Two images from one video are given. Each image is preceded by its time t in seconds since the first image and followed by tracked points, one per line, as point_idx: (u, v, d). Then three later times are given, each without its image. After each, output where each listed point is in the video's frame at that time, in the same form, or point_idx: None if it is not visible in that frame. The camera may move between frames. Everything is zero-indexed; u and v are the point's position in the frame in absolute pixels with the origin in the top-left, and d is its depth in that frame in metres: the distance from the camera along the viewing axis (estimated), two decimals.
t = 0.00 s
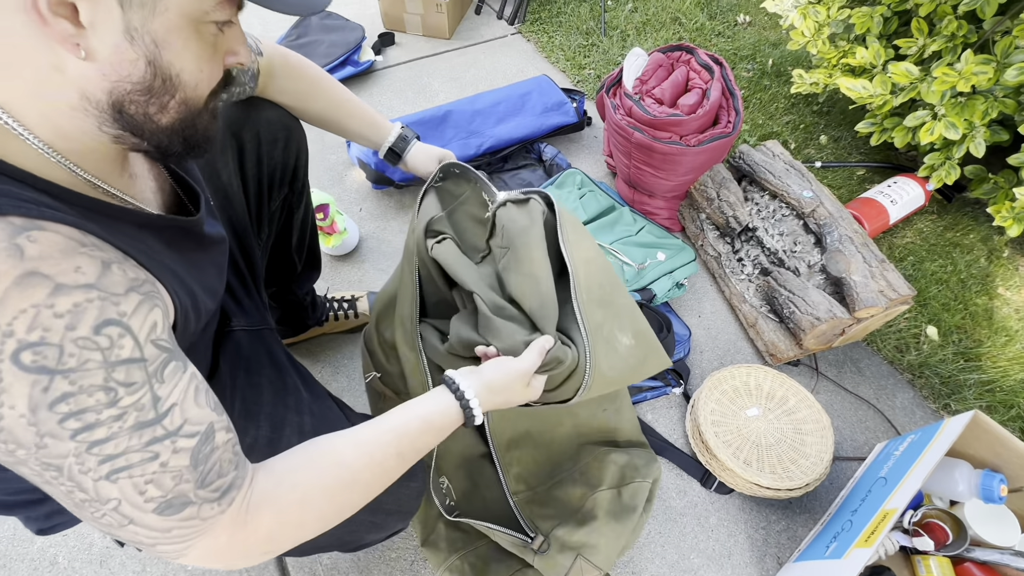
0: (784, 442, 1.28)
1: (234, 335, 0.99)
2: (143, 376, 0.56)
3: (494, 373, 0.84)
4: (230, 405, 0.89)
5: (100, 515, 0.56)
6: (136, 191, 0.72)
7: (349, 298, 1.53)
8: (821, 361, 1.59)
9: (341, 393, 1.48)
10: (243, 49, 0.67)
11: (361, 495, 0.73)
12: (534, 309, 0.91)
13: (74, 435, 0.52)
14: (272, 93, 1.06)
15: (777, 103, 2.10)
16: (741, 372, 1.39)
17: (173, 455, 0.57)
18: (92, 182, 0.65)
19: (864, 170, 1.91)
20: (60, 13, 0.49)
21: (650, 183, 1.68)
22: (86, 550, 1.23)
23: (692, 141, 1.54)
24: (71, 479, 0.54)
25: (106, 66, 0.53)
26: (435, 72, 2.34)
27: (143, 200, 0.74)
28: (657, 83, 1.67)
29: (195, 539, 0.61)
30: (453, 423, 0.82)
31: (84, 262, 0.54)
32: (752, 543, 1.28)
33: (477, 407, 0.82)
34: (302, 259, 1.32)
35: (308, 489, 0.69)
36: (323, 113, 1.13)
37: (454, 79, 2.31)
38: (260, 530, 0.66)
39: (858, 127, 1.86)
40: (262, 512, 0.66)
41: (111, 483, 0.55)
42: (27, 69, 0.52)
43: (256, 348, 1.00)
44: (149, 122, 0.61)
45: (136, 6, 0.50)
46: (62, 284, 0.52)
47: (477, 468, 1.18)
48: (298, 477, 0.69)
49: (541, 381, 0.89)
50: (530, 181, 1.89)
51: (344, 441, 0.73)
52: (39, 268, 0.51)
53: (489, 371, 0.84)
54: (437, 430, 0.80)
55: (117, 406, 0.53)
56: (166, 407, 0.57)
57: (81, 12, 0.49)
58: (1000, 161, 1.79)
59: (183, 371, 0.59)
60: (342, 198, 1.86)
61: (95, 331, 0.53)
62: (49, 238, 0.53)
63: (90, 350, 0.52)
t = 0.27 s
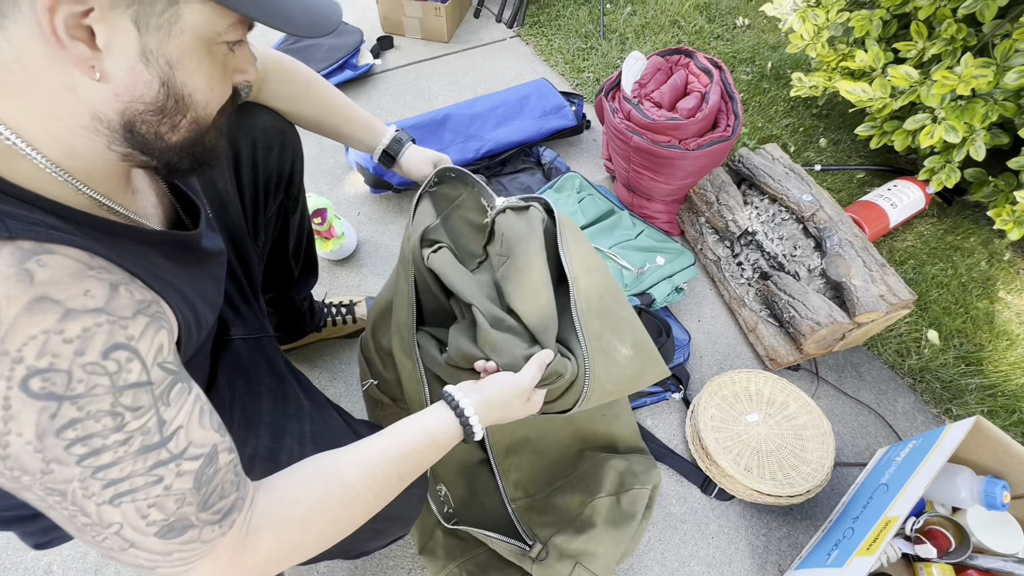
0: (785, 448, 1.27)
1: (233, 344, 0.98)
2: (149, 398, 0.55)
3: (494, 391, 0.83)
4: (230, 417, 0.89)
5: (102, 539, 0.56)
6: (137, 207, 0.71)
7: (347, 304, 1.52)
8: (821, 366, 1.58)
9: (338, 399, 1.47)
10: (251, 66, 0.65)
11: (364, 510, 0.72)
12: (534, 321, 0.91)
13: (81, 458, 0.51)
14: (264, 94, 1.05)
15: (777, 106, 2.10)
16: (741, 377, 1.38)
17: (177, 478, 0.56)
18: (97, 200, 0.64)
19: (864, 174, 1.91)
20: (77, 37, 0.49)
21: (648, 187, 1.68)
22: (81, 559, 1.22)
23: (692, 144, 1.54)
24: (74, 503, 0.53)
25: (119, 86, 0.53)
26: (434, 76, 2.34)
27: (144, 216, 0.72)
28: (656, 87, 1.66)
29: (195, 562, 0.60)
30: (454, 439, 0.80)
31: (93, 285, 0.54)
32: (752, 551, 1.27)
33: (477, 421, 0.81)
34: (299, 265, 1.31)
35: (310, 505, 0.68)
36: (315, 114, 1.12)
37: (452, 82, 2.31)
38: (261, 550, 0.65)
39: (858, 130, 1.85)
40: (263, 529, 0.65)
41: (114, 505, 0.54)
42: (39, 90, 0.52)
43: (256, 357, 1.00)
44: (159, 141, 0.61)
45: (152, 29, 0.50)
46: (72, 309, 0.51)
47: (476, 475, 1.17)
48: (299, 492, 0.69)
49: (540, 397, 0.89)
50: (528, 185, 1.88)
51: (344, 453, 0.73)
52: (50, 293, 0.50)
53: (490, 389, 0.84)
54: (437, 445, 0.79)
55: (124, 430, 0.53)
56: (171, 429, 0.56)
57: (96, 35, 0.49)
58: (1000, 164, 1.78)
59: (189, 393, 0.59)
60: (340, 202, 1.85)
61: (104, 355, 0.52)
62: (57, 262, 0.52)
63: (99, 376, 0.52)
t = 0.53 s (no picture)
0: (780, 453, 1.27)
1: (227, 355, 0.98)
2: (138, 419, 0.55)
3: (476, 394, 0.83)
4: (221, 425, 0.88)
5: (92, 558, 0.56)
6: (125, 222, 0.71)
7: (341, 309, 1.52)
8: (817, 369, 1.58)
9: (333, 405, 1.46)
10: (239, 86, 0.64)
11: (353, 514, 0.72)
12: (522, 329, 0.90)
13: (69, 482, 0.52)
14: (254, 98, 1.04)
15: (772, 109, 2.10)
16: (736, 382, 1.38)
17: (167, 496, 0.57)
18: (83, 218, 0.63)
19: (859, 176, 1.91)
20: (53, 58, 0.49)
21: (643, 191, 1.68)
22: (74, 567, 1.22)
23: (686, 149, 1.54)
24: (64, 524, 0.53)
25: (95, 108, 0.52)
26: (430, 79, 2.34)
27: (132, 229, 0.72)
28: (651, 90, 1.66)
29: None
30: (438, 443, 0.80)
31: (81, 310, 0.54)
32: (748, 556, 1.26)
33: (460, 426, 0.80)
34: (292, 271, 1.31)
35: (298, 513, 0.68)
36: (306, 119, 1.12)
37: (448, 86, 2.31)
38: (253, 558, 0.65)
39: (852, 133, 1.85)
40: (252, 539, 0.65)
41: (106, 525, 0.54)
42: (24, 113, 0.53)
43: (248, 364, 0.99)
44: (140, 161, 0.60)
45: (131, 52, 0.51)
46: (59, 336, 0.51)
47: (470, 481, 1.16)
48: (287, 501, 0.68)
49: (522, 398, 0.88)
50: (524, 189, 1.88)
51: (329, 461, 0.73)
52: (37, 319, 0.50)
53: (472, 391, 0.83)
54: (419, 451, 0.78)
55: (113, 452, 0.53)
56: (161, 450, 0.56)
57: (71, 55, 0.49)
58: (995, 166, 1.78)
59: (179, 412, 0.59)
60: (335, 207, 1.85)
61: (92, 382, 0.52)
62: (43, 287, 0.52)
63: (87, 401, 0.52)
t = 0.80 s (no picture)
0: (780, 454, 1.27)
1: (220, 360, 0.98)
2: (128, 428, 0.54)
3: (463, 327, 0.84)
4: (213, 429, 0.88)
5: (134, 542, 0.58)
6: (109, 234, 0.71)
7: (340, 311, 1.52)
8: (817, 369, 1.58)
9: (332, 407, 1.46)
10: (227, 114, 0.65)
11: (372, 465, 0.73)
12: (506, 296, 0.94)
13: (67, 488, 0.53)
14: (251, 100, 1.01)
15: (770, 109, 2.10)
16: (735, 382, 1.38)
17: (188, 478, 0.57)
18: (64, 234, 0.63)
19: (858, 176, 1.91)
20: (25, 87, 0.49)
21: (642, 191, 1.68)
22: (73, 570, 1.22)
23: (684, 149, 1.54)
24: (94, 518, 0.55)
25: (66, 137, 0.52)
26: (428, 81, 2.34)
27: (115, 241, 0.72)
28: (648, 91, 1.66)
29: (228, 542, 0.61)
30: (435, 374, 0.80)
31: (59, 321, 0.53)
32: (748, 556, 1.26)
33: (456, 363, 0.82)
34: (291, 274, 1.30)
35: (322, 472, 0.68)
36: (307, 125, 1.10)
37: (447, 87, 2.31)
38: (288, 522, 0.66)
39: (851, 132, 1.86)
40: (284, 501, 0.65)
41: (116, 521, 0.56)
42: None
43: (240, 369, 1.00)
44: (113, 188, 0.60)
45: (106, 87, 0.51)
46: (38, 348, 0.51)
47: (469, 483, 1.16)
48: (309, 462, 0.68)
49: (507, 326, 0.88)
50: (522, 190, 1.88)
51: (342, 420, 0.72)
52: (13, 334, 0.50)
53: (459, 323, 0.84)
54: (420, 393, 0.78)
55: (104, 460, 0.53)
56: (167, 438, 0.56)
57: (41, 85, 0.49)
58: (994, 166, 1.79)
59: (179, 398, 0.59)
60: (334, 209, 1.85)
61: (80, 389, 0.52)
62: (18, 302, 0.51)
63: (79, 407, 0.52)
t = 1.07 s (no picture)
0: (783, 452, 1.27)
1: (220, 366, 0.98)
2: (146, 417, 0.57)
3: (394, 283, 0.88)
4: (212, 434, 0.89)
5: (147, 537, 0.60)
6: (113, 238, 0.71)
7: (343, 313, 1.52)
8: (819, 368, 1.58)
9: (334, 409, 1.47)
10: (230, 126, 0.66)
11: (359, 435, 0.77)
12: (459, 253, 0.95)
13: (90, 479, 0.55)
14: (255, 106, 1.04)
15: (771, 108, 2.10)
16: (738, 382, 1.38)
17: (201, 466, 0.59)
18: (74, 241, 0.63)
19: (859, 175, 1.91)
20: (31, 114, 0.50)
21: (643, 192, 1.68)
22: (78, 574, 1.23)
23: (685, 149, 1.54)
24: (111, 512, 0.57)
25: (75, 158, 0.53)
26: (428, 82, 2.34)
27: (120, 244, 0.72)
28: (648, 91, 1.66)
29: (243, 527, 0.64)
30: (397, 339, 0.84)
31: (70, 321, 0.55)
32: (752, 556, 1.26)
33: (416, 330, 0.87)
34: (293, 278, 1.30)
35: (315, 447, 0.72)
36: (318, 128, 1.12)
37: (447, 89, 2.32)
38: (296, 496, 0.69)
39: (851, 132, 1.86)
40: (286, 478, 0.69)
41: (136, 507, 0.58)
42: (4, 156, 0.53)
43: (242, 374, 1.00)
44: (119, 204, 0.60)
45: (114, 114, 0.52)
46: (54, 346, 0.53)
47: (471, 482, 1.16)
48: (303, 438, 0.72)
49: (432, 261, 0.92)
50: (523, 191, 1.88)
51: (318, 400, 0.75)
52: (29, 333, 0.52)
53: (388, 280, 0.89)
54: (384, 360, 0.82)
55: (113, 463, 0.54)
56: (179, 428, 0.59)
57: (51, 110, 0.50)
58: (994, 164, 1.79)
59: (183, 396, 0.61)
60: (336, 211, 1.85)
61: (98, 383, 0.54)
62: (31, 304, 0.53)
63: (98, 402, 0.54)
